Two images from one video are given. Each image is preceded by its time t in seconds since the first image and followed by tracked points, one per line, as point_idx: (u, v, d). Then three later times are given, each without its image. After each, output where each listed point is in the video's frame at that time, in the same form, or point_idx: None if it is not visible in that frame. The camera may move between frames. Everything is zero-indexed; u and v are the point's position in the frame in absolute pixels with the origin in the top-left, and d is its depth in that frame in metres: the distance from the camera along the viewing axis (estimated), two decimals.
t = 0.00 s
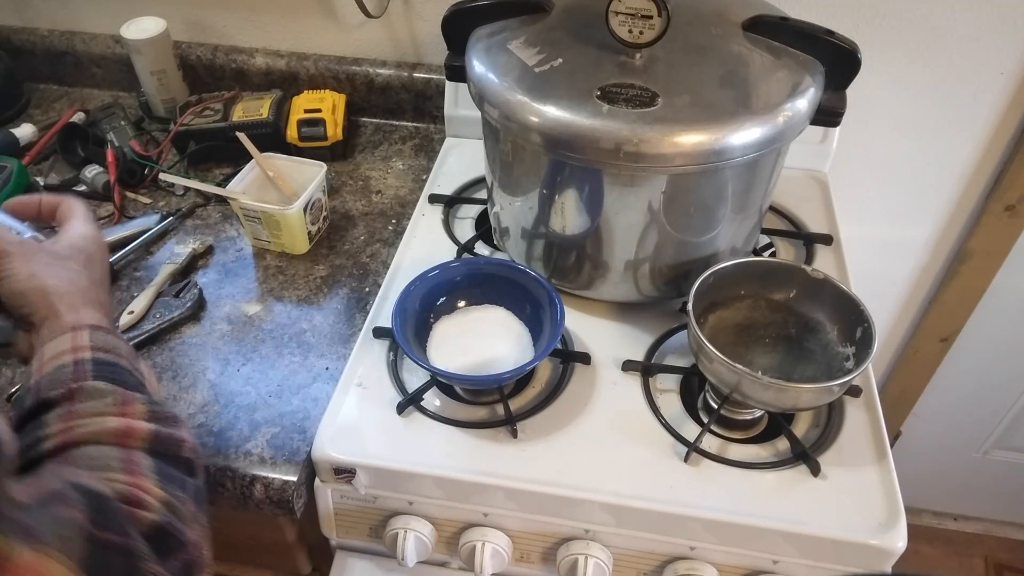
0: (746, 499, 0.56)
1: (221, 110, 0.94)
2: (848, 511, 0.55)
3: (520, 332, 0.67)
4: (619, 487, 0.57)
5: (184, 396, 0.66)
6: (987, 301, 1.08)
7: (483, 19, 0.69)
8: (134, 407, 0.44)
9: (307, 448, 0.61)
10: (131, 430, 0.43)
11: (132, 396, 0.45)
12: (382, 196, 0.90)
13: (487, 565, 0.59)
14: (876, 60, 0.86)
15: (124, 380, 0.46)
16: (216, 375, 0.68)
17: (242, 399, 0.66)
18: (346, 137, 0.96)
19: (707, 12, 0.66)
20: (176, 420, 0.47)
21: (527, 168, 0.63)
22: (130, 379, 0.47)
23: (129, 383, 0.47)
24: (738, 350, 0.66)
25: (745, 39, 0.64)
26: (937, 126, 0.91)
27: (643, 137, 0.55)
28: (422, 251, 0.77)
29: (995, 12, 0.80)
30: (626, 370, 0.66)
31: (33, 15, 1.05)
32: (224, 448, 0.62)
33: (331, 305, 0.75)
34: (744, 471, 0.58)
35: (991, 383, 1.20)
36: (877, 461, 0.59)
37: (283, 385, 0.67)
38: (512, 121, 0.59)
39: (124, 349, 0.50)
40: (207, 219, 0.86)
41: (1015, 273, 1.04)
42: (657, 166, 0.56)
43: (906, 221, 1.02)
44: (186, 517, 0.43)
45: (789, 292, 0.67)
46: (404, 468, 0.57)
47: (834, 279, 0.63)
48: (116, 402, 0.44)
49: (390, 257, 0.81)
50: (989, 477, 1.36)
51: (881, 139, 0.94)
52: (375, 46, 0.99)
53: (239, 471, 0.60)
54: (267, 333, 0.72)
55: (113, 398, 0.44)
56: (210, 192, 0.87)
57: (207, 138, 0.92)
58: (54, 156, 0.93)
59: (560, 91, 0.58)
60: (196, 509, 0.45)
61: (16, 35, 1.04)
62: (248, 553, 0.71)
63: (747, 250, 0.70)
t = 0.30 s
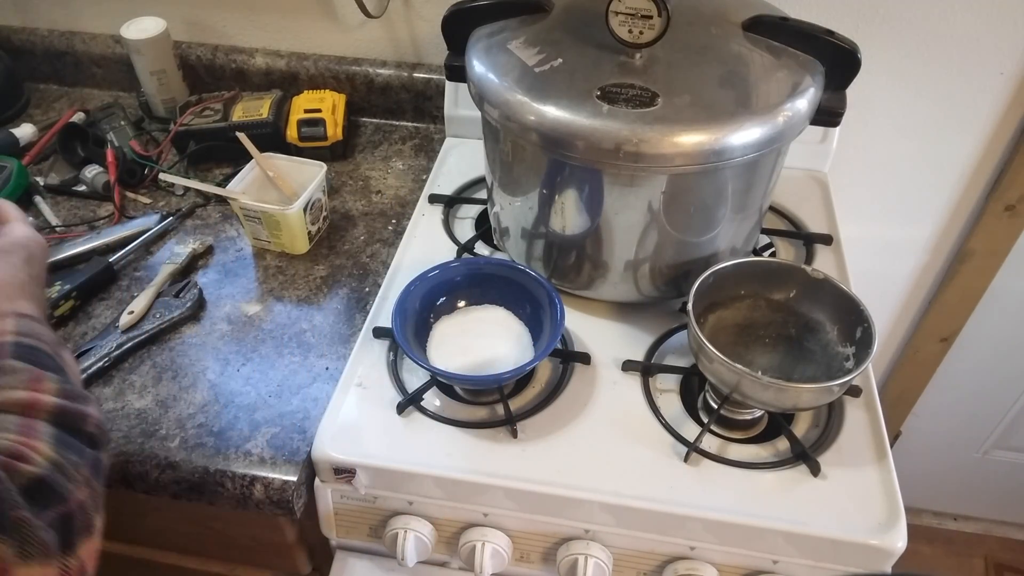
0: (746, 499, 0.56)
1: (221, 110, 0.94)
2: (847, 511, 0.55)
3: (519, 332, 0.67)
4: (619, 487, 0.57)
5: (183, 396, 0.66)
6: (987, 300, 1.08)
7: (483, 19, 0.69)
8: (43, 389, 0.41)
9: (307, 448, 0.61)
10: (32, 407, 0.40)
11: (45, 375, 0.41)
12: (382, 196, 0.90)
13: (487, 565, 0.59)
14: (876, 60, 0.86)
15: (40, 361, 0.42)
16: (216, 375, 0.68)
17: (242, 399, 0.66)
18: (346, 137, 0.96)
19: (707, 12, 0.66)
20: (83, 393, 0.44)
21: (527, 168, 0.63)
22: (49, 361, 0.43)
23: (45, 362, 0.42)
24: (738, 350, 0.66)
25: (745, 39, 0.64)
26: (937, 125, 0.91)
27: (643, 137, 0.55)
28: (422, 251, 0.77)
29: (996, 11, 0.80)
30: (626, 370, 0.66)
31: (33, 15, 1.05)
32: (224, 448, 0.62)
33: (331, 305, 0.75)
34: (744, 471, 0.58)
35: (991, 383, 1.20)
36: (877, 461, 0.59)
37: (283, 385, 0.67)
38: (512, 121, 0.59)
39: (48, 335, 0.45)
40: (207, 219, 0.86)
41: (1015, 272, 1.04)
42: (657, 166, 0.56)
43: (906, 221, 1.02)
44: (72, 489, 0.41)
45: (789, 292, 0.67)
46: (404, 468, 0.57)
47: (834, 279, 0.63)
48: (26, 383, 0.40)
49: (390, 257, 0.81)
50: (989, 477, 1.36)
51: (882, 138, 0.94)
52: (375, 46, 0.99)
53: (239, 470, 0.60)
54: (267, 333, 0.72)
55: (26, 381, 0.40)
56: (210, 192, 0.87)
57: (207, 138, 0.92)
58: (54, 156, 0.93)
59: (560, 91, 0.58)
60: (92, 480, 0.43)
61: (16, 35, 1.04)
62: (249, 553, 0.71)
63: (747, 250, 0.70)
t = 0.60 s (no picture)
0: (746, 499, 0.56)
1: (221, 110, 0.94)
2: (847, 511, 0.55)
3: (520, 332, 0.67)
4: (618, 487, 0.57)
5: (183, 396, 0.66)
6: (987, 300, 1.08)
7: (483, 19, 0.69)
8: None
9: (307, 448, 0.61)
10: None
11: None
12: (382, 196, 0.90)
13: (487, 565, 0.59)
14: (876, 60, 0.86)
15: None
16: (216, 375, 0.68)
17: (242, 399, 0.66)
18: (346, 137, 0.96)
19: (708, 12, 0.66)
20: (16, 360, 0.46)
21: (527, 168, 0.63)
22: None
23: None
24: (738, 350, 0.66)
25: (745, 39, 0.64)
26: (937, 125, 0.91)
27: (643, 137, 0.55)
28: (422, 251, 0.77)
29: (996, 12, 0.80)
30: (626, 370, 0.66)
31: (32, 15, 1.05)
32: (224, 448, 0.62)
33: (331, 305, 0.75)
34: (743, 471, 0.58)
35: (991, 383, 1.20)
36: (877, 461, 0.59)
37: (283, 385, 0.67)
38: (512, 121, 0.59)
39: None
40: (207, 219, 0.86)
41: (1015, 272, 1.04)
42: (657, 166, 0.56)
43: (905, 221, 1.02)
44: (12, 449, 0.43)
45: (789, 292, 0.67)
46: (404, 468, 0.57)
47: (834, 279, 0.63)
48: None
49: (390, 257, 0.81)
50: (989, 477, 1.36)
51: (882, 138, 0.94)
52: (375, 46, 0.99)
53: (239, 470, 0.60)
54: (267, 333, 0.72)
55: None
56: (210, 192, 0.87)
57: (207, 138, 0.92)
58: (54, 156, 0.93)
59: (560, 91, 0.58)
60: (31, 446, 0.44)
61: (16, 35, 1.04)
62: (249, 553, 0.71)
63: (747, 250, 0.70)
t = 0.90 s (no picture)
0: (745, 499, 0.56)
1: (221, 110, 0.94)
2: (847, 511, 0.55)
3: (520, 332, 0.67)
4: (619, 487, 0.57)
5: (183, 396, 0.66)
6: (987, 300, 1.08)
7: (482, 19, 0.69)
8: None
9: (307, 448, 0.61)
10: None
11: None
12: (382, 196, 0.90)
13: (487, 565, 0.59)
14: (876, 60, 0.86)
15: None
16: (216, 375, 0.68)
17: (242, 399, 0.66)
18: (346, 137, 0.96)
19: (708, 12, 0.66)
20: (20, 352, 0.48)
21: (527, 168, 0.63)
22: None
23: None
24: (738, 350, 0.66)
25: (746, 39, 0.64)
26: (937, 125, 0.91)
27: (643, 137, 0.55)
28: (423, 251, 0.77)
29: (996, 12, 0.80)
30: (626, 370, 0.66)
31: (32, 15, 1.05)
32: (224, 448, 0.62)
33: (331, 305, 0.75)
34: (744, 471, 0.58)
35: (991, 383, 1.20)
36: (877, 461, 0.59)
37: (283, 385, 0.67)
38: (512, 121, 0.59)
39: None
40: (207, 219, 0.86)
41: (1015, 272, 1.04)
42: (657, 166, 0.56)
43: (905, 221, 1.02)
44: None
45: (789, 292, 0.67)
46: (404, 468, 0.57)
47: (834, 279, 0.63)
48: None
49: (390, 257, 0.81)
50: (989, 477, 1.36)
51: (882, 138, 0.94)
52: (375, 46, 0.99)
53: (239, 470, 0.60)
54: (267, 333, 0.72)
55: None
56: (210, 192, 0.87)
57: (207, 138, 0.92)
58: (54, 156, 0.93)
59: (560, 91, 0.58)
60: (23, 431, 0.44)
61: (16, 36, 1.04)
62: (249, 553, 0.71)
63: (747, 250, 0.70)
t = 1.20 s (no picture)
0: (745, 498, 0.56)
1: (221, 110, 0.94)
2: (847, 510, 0.56)
3: (520, 332, 0.67)
4: (619, 486, 0.57)
5: (184, 396, 0.66)
6: (987, 301, 1.08)
7: (482, 19, 0.69)
8: None
9: (307, 448, 0.61)
10: None
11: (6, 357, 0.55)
12: (382, 196, 0.90)
13: (487, 565, 0.59)
14: (876, 60, 0.86)
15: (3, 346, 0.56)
16: (216, 375, 0.68)
17: (242, 399, 0.66)
18: (346, 137, 0.96)
19: (709, 12, 0.66)
20: (43, 374, 0.57)
21: (526, 168, 0.63)
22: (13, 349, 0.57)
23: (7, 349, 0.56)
24: (738, 349, 0.66)
25: (746, 39, 0.64)
26: (937, 125, 0.91)
27: (643, 136, 0.55)
28: (423, 251, 0.77)
29: (996, 12, 0.80)
30: (626, 370, 0.66)
31: (32, 15, 1.05)
32: (224, 448, 0.62)
33: (331, 305, 0.75)
34: (744, 470, 0.58)
35: (991, 383, 1.20)
36: (877, 462, 0.59)
37: (283, 385, 0.67)
38: (512, 121, 0.59)
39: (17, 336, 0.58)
40: (207, 219, 0.86)
41: (1015, 272, 1.04)
42: (657, 166, 0.56)
43: (905, 221, 1.02)
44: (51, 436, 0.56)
45: (789, 292, 0.67)
46: (404, 468, 0.57)
47: (834, 279, 0.63)
48: None
49: (390, 257, 0.81)
50: (989, 477, 1.36)
51: (882, 138, 0.94)
52: (375, 46, 0.99)
53: (239, 471, 0.60)
54: (267, 333, 0.72)
55: None
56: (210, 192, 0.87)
57: (207, 138, 0.92)
58: (54, 156, 0.93)
59: (559, 91, 0.58)
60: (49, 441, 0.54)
61: (16, 35, 1.04)
62: (249, 553, 0.71)
63: (747, 250, 0.70)
